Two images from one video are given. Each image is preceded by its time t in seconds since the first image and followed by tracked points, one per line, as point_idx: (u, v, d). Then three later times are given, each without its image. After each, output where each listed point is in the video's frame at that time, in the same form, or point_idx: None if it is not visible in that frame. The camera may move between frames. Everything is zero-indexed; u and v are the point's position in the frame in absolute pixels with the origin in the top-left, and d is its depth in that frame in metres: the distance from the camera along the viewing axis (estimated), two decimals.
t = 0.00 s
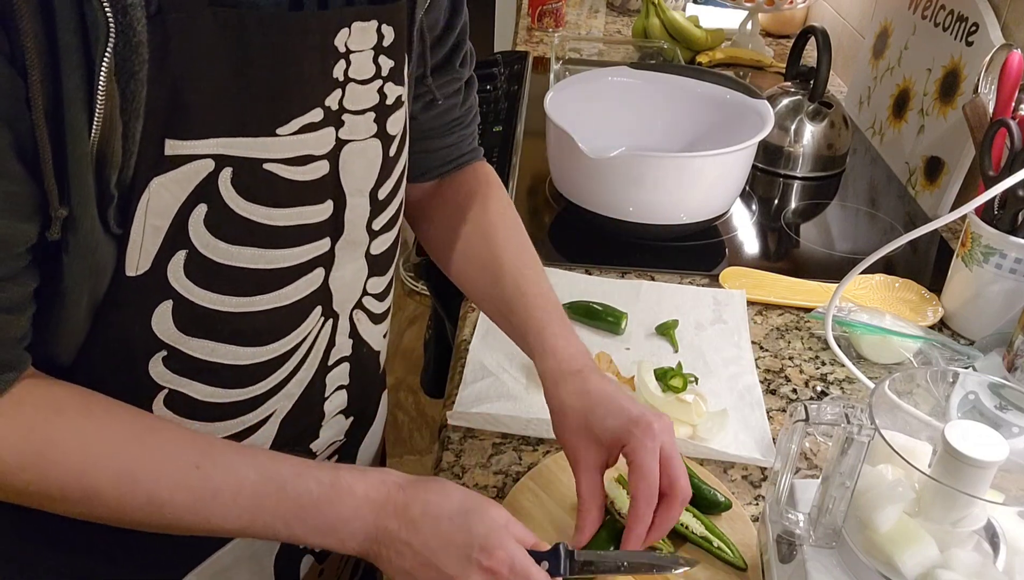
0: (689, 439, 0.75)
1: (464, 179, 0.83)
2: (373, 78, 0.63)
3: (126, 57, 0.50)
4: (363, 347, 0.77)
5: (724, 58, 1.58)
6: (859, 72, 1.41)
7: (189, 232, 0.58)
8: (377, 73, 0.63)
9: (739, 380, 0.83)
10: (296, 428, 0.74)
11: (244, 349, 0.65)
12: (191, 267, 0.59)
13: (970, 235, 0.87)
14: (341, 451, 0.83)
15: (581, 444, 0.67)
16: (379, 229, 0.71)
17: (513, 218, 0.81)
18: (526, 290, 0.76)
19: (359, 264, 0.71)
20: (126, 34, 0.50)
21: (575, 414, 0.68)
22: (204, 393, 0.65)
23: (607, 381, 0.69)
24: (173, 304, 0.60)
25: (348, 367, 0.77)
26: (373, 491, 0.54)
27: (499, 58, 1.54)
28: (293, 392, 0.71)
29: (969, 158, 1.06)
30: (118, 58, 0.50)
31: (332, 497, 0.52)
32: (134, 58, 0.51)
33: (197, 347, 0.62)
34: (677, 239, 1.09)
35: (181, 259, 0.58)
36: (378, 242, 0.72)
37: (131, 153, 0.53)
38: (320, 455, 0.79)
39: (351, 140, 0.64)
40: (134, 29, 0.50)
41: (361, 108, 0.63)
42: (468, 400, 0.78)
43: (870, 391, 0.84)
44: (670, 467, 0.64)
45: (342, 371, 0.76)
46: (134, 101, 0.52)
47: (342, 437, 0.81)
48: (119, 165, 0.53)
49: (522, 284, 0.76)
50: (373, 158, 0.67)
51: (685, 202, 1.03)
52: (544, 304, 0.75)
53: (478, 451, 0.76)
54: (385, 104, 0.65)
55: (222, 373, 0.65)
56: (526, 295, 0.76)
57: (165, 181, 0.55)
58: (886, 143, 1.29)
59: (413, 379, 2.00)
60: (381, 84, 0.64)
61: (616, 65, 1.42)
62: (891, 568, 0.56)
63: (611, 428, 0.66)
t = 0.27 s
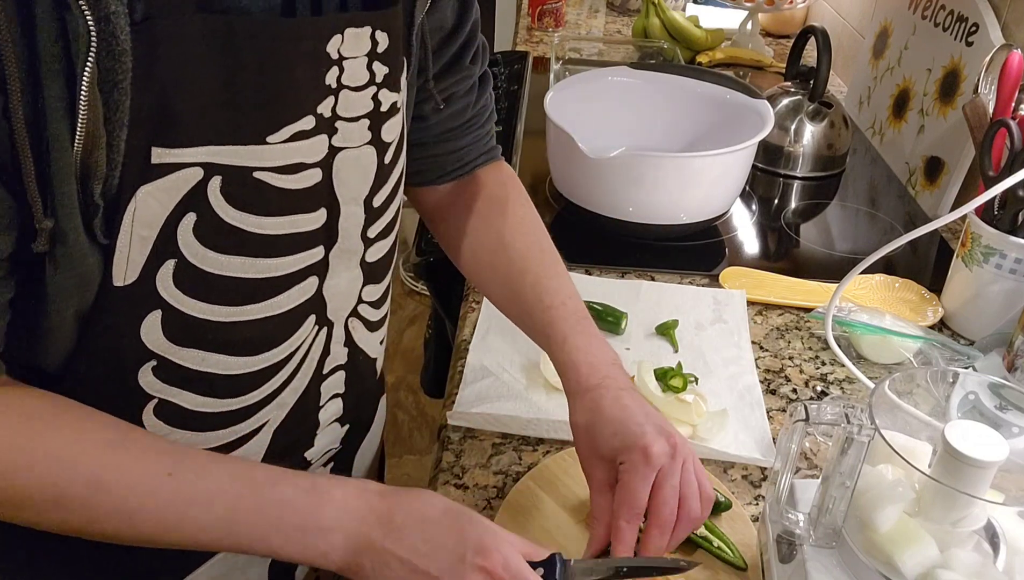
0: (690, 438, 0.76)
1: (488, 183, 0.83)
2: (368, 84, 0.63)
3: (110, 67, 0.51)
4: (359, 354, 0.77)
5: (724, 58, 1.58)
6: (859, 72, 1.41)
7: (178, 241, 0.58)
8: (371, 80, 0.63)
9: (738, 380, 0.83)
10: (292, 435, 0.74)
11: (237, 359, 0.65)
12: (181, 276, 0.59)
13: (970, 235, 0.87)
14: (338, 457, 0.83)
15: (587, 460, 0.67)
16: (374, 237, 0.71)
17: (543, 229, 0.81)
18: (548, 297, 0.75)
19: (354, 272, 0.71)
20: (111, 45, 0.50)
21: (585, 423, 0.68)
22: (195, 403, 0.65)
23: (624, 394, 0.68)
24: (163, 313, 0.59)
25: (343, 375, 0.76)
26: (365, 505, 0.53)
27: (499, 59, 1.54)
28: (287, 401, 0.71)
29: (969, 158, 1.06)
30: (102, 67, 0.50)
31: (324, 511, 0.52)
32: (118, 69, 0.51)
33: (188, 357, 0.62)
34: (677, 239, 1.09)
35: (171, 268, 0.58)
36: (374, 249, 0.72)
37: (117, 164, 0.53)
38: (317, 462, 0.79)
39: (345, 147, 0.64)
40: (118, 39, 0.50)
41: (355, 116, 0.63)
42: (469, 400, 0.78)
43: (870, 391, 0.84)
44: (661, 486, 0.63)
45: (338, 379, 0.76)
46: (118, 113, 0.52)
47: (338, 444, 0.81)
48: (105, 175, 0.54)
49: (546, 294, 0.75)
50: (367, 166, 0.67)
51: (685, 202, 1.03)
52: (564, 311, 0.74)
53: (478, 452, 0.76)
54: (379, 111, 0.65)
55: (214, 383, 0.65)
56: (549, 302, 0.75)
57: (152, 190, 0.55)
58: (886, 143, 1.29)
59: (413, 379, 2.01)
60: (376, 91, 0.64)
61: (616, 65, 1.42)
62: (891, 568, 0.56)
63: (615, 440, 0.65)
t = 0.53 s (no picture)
0: (691, 438, 0.76)
1: (494, 184, 0.82)
2: (363, 84, 0.63)
3: (97, 68, 0.51)
4: (358, 356, 0.77)
5: (724, 58, 1.58)
6: (859, 72, 1.41)
7: (174, 242, 0.58)
8: (366, 79, 0.63)
9: (738, 380, 0.84)
10: (290, 437, 0.74)
11: (233, 359, 0.65)
12: (177, 278, 0.59)
13: (970, 235, 0.87)
14: (338, 458, 0.83)
15: (597, 467, 0.67)
16: (371, 237, 0.71)
17: (549, 230, 0.80)
18: (559, 304, 0.74)
19: (352, 272, 0.71)
20: (99, 45, 0.51)
21: (597, 436, 0.66)
22: (192, 405, 0.65)
23: (637, 405, 0.67)
24: (159, 316, 0.59)
25: (341, 376, 0.76)
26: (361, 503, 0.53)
27: (499, 59, 1.54)
28: (285, 402, 0.71)
29: (969, 159, 1.06)
30: (89, 67, 0.51)
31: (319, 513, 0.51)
32: (106, 68, 0.51)
33: (184, 359, 0.62)
34: (676, 240, 1.09)
35: (167, 270, 0.58)
36: (372, 250, 0.72)
37: (108, 164, 0.54)
38: (315, 463, 0.79)
39: (340, 147, 0.64)
40: (105, 38, 0.51)
41: (350, 115, 0.63)
42: (469, 400, 0.78)
43: (870, 391, 0.84)
44: (677, 504, 0.62)
45: (337, 380, 0.76)
46: (107, 112, 0.53)
47: (338, 445, 0.81)
48: (96, 176, 0.54)
49: (558, 297, 0.74)
50: (363, 166, 0.66)
51: (685, 202, 1.03)
52: (575, 317, 0.73)
53: (478, 452, 0.76)
54: (375, 111, 0.65)
55: (211, 384, 0.65)
56: (561, 308, 0.74)
57: (146, 191, 0.55)
58: (886, 143, 1.29)
59: (413, 378, 2.00)
60: (371, 91, 0.64)
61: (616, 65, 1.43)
62: (891, 568, 0.56)
63: (628, 456, 0.64)
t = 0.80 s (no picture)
0: (691, 438, 0.76)
1: (497, 185, 0.82)
2: (359, 84, 0.63)
3: (90, 66, 0.51)
4: (355, 356, 0.77)
5: (724, 58, 1.58)
6: (859, 72, 1.41)
7: (169, 241, 0.58)
8: (362, 79, 0.63)
9: (738, 380, 0.84)
10: (288, 437, 0.74)
11: (228, 359, 0.65)
12: (171, 277, 0.59)
13: (970, 235, 0.87)
14: (336, 459, 0.83)
15: (603, 470, 0.66)
16: (369, 237, 0.71)
17: (552, 233, 0.80)
18: (564, 306, 0.74)
19: (349, 272, 0.71)
20: (92, 44, 0.51)
21: (605, 439, 0.66)
22: (187, 405, 0.65)
23: (644, 409, 0.67)
24: (153, 315, 0.60)
25: (339, 376, 0.76)
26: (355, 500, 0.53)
27: (499, 58, 1.54)
28: (281, 402, 0.71)
29: (969, 159, 1.06)
30: (82, 66, 0.51)
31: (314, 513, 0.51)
32: (99, 66, 0.52)
33: (179, 359, 0.62)
34: (676, 240, 1.09)
35: (161, 269, 0.58)
36: (369, 250, 0.72)
37: (102, 162, 0.54)
38: (314, 464, 0.79)
39: (336, 146, 0.64)
40: (97, 36, 0.51)
41: (345, 115, 0.63)
42: (469, 400, 0.78)
43: (870, 391, 0.84)
44: (683, 511, 0.62)
45: (334, 380, 0.76)
46: (100, 110, 0.53)
47: (336, 445, 0.81)
48: (89, 175, 0.54)
49: (563, 299, 0.74)
50: (360, 166, 0.66)
51: (685, 202, 1.03)
52: (580, 320, 0.73)
53: (478, 452, 0.76)
54: (371, 111, 0.65)
55: (206, 384, 0.65)
56: (566, 310, 0.74)
57: (139, 190, 0.55)
58: (886, 143, 1.29)
59: (413, 378, 2.00)
60: (367, 90, 0.64)
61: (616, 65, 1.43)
62: (891, 568, 0.56)
63: (637, 461, 0.64)
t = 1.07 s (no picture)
0: (691, 438, 0.76)
1: (497, 186, 0.82)
2: (358, 82, 0.63)
3: (89, 64, 0.51)
4: (355, 355, 0.77)
5: (724, 58, 1.58)
6: (859, 72, 1.41)
7: (168, 240, 0.58)
8: (361, 77, 0.63)
9: (738, 380, 0.84)
10: (287, 436, 0.74)
11: (227, 358, 0.65)
12: (170, 276, 0.59)
13: (970, 235, 0.87)
14: (336, 457, 0.83)
15: (603, 472, 0.66)
16: (368, 236, 0.71)
17: (553, 234, 0.80)
18: (564, 307, 0.74)
19: (348, 271, 0.71)
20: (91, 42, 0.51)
21: (606, 442, 0.66)
22: (187, 404, 0.65)
23: (644, 411, 0.67)
24: (152, 313, 0.60)
25: (338, 375, 0.76)
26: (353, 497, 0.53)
27: (499, 58, 1.54)
28: (280, 401, 0.71)
29: (969, 159, 1.06)
30: (82, 64, 0.51)
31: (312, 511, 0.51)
32: (99, 65, 0.51)
33: (178, 357, 0.62)
34: (676, 240, 1.09)
35: (160, 268, 0.58)
36: (368, 249, 0.72)
37: (101, 161, 0.54)
38: (313, 463, 0.79)
39: (335, 145, 0.64)
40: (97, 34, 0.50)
41: (344, 113, 0.63)
42: (469, 400, 0.78)
43: (870, 391, 0.84)
44: (683, 513, 0.62)
45: (333, 379, 0.76)
46: (99, 108, 0.52)
47: (335, 444, 0.81)
48: (88, 173, 0.54)
49: (563, 300, 0.74)
50: (359, 165, 0.66)
51: (685, 202, 1.03)
52: (580, 322, 0.73)
53: (478, 452, 0.76)
54: (370, 109, 0.65)
55: (205, 383, 0.65)
56: (567, 311, 0.74)
57: (138, 188, 0.55)
58: (886, 143, 1.29)
59: (413, 378, 2.00)
60: (366, 89, 0.64)
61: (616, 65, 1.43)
62: (891, 568, 0.56)
63: (637, 463, 0.64)
